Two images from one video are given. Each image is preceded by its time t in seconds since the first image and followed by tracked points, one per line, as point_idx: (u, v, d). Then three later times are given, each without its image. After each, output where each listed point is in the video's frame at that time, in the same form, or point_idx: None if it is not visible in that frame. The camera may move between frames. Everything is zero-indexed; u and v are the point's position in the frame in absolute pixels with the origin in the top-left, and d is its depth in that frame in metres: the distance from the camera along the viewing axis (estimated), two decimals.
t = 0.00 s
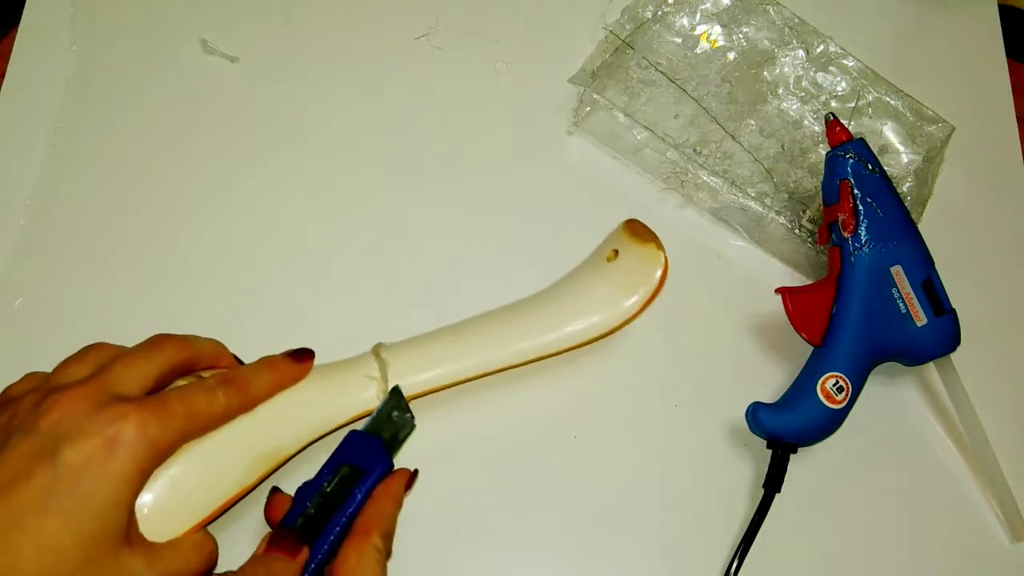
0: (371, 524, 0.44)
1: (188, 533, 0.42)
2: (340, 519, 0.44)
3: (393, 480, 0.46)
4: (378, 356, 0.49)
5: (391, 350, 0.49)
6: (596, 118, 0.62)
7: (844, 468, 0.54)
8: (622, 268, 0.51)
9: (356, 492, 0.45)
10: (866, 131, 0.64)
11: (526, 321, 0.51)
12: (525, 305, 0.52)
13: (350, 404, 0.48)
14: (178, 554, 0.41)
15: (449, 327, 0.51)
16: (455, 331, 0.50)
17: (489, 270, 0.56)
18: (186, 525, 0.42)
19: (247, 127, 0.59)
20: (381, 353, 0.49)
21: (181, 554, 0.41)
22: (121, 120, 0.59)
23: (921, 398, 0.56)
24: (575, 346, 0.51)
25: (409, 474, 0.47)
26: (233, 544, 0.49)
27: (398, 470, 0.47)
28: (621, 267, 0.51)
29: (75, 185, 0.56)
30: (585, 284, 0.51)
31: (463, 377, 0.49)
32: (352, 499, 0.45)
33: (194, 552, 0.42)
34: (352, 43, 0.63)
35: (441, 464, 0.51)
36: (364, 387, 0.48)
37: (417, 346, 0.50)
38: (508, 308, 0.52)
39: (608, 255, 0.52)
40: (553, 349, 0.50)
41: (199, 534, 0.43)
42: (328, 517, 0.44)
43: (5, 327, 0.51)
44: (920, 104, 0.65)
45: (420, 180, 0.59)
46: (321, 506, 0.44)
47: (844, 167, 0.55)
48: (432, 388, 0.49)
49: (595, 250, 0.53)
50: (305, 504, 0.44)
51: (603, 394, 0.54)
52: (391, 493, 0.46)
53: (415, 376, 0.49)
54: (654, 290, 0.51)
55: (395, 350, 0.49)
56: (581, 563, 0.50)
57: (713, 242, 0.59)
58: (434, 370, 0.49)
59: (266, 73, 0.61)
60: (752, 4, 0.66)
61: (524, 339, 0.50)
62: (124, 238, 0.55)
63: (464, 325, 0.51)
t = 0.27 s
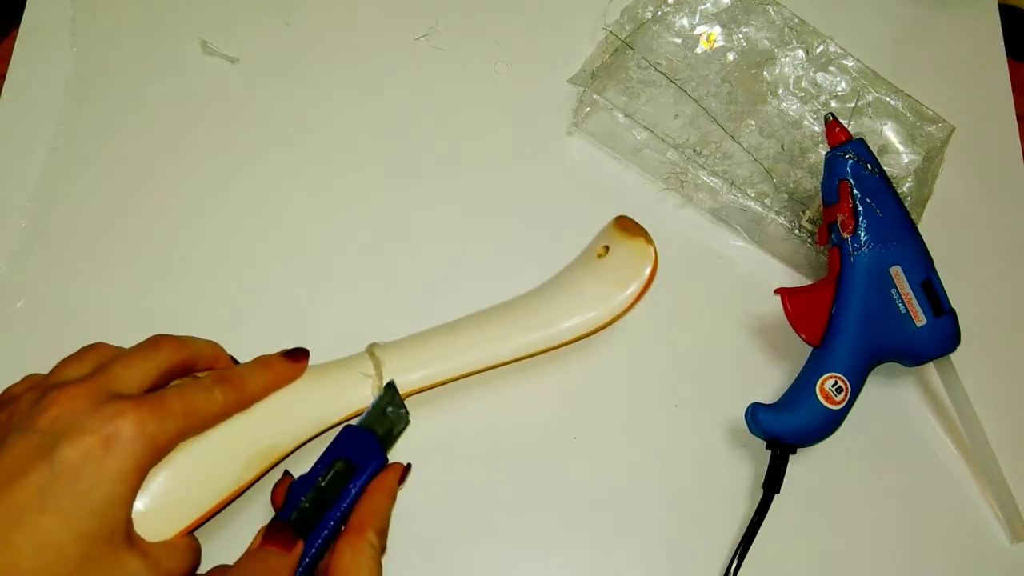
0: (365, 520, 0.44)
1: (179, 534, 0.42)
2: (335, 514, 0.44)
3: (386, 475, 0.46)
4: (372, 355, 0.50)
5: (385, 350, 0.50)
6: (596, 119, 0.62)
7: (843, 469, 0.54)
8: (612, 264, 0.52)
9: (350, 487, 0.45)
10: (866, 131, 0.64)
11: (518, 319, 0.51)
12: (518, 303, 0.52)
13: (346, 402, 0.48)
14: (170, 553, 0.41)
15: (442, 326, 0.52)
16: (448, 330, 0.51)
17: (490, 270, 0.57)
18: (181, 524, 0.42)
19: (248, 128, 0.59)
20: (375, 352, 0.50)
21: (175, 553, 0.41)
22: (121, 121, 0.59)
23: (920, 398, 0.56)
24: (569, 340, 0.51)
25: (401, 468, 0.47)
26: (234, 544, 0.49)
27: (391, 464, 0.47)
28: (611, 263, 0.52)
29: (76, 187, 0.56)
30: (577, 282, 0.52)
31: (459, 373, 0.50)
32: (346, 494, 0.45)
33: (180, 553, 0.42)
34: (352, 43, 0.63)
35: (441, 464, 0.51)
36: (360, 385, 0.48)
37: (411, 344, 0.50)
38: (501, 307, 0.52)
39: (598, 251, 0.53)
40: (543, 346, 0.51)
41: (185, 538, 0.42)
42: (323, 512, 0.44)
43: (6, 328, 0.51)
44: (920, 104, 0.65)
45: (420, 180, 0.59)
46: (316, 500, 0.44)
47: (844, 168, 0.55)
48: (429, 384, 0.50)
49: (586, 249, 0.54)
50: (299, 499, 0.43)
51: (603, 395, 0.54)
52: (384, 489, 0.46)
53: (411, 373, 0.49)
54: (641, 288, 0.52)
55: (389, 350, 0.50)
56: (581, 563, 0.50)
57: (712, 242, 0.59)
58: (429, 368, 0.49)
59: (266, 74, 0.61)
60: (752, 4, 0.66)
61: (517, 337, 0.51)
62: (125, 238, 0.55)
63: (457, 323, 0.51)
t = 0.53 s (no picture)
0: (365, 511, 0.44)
1: (178, 524, 0.42)
2: (335, 508, 0.44)
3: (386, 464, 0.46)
4: (372, 350, 0.50)
5: (385, 344, 0.50)
6: (596, 119, 0.62)
7: (843, 469, 0.54)
8: (615, 261, 0.53)
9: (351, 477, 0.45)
10: (866, 131, 0.64)
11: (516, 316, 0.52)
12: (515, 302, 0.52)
13: (344, 397, 0.48)
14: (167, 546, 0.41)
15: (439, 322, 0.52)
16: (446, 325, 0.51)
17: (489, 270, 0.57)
18: (178, 514, 0.42)
19: (247, 128, 0.59)
20: (375, 347, 0.50)
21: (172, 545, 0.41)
22: (121, 122, 0.59)
23: (920, 398, 0.56)
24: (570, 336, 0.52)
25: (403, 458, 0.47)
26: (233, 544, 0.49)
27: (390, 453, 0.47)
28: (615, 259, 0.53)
29: (76, 187, 0.56)
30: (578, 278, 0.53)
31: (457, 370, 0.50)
32: (346, 488, 0.45)
33: (176, 544, 0.41)
34: (351, 43, 0.63)
35: (440, 464, 0.51)
36: (359, 379, 0.48)
37: (410, 341, 0.50)
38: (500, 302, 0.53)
39: (601, 247, 0.54)
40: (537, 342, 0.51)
41: (184, 528, 0.42)
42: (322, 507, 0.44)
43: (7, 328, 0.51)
44: (920, 104, 0.65)
45: (420, 181, 0.59)
46: (314, 496, 0.44)
47: (844, 168, 0.55)
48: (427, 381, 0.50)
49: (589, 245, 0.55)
50: (298, 497, 0.44)
51: (603, 395, 0.54)
52: (384, 479, 0.45)
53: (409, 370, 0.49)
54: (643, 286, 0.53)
55: (389, 344, 0.50)
56: (582, 562, 0.50)
57: (712, 242, 0.59)
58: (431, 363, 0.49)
59: (265, 74, 0.61)
60: (751, 4, 0.66)
61: (518, 331, 0.51)
62: (124, 239, 0.55)
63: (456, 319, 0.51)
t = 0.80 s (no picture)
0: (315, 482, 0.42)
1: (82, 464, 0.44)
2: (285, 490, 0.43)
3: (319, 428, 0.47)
4: (298, 317, 0.52)
5: (315, 316, 0.52)
6: (596, 118, 0.62)
7: (843, 469, 0.54)
8: (547, 262, 0.56)
9: (286, 446, 0.49)
10: (866, 131, 0.64)
11: (443, 303, 0.54)
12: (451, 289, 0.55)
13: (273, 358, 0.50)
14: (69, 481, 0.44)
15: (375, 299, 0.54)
16: (377, 304, 0.53)
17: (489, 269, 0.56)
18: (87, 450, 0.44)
19: (247, 127, 0.59)
20: (304, 316, 0.52)
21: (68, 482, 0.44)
22: (120, 120, 0.58)
23: (921, 399, 0.56)
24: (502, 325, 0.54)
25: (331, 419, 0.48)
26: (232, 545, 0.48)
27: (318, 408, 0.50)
28: (549, 259, 0.56)
29: (74, 185, 0.56)
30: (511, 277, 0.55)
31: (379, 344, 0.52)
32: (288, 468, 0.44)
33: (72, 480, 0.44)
34: (352, 43, 0.63)
35: (440, 464, 0.51)
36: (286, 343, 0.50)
37: (344, 312, 0.53)
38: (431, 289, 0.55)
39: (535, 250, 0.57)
40: (452, 327, 0.53)
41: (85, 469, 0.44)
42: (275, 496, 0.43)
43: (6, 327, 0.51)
44: (920, 104, 0.65)
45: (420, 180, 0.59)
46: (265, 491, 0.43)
47: (844, 168, 0.55)
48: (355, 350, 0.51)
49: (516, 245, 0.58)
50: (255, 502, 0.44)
51: (603, 395, 0.54)
52: (322, 447, 0.45)
53: (341, 342, 0.51)
54: (581, 283, 0.56)
55: (317, 315, 0.52)
56: (582, 562, 0.50)
57: (712, 242, 0.59)
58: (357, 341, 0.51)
59: (266, 74, 0.61)
60: (752, 4, 0.66)
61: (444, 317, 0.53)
62: (123, 237, 0.55)
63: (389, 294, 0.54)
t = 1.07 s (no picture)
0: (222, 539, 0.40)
1: (51, 493, 0.43)
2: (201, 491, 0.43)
3: (221, 444, 0.43)
4: (278, 340, 0.50)
5: (292, 337, 0.50)
6: (597, 117, 0.62)
7: (843, 468, 0.54)
8: (530, 290, 0.52)
9: (203, 438, 0.46)
10: (867, 131, 0.64)
11: (417, 334, 0.51)
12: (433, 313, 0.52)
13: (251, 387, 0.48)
14: (38, 512, 0.41)
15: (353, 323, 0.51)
16: (355, 329, 0.51)
17: (490, 267, 0.57)
18: (57, 482, 0.43)
19: (247, 125, 0.59)
20: (280, 338, 0.50)
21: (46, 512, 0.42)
22: (121, 118, 0.58)
23: (921, 398, 0.56)
24: (480, 356, 0.52)
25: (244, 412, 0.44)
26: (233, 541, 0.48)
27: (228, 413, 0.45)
28: (533, 288, 0.52)
29: (75, 183, 0.56)
30: (495, 300, 0.52)
31: (346, 376, 0.50)
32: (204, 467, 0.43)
33: (47, 512, 0.42)
34: (352, 41, 0.63)
35: (440, 462, 0.51)
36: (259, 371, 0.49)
37: (317, 338, 0.50)
38: (414, 313, 0.52)
39: (520, 275, 0.53)
40: (424, 361, 0.51)
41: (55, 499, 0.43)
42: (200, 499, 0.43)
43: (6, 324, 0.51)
44: (921, 104, 0.65)
45: (421, 179, 0.59)
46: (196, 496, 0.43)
47: (845, 167, 0.55)
48: (326, 381, 0.50)
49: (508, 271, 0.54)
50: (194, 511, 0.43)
51: (603, 394, 0.54)
52: (227, 476, 0.42)
53: (311, 370, 0.49)
54: (564, 313, 0.52)
55: (295, 336, 0.50)
56: (581, 562, 0.50)
57: (712, 241, 0.60)
58: (325, 369, 0.49)
59: (266, 72, 0.61)
60: (753, 3, 0.66)
61: (418, 347, 0.50)
62: (124, 235, 0.55)
63: (367, 323, 0.51)
